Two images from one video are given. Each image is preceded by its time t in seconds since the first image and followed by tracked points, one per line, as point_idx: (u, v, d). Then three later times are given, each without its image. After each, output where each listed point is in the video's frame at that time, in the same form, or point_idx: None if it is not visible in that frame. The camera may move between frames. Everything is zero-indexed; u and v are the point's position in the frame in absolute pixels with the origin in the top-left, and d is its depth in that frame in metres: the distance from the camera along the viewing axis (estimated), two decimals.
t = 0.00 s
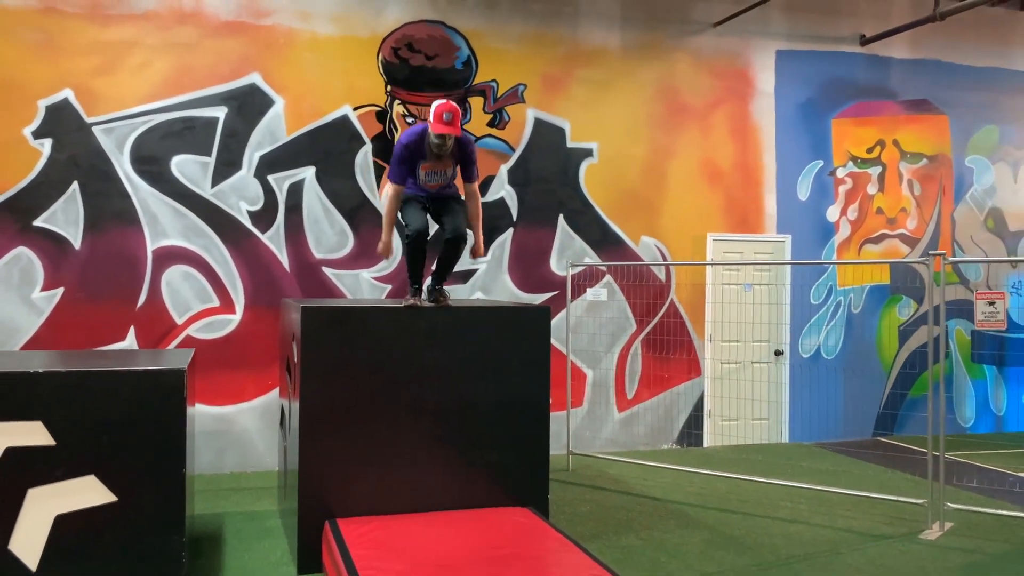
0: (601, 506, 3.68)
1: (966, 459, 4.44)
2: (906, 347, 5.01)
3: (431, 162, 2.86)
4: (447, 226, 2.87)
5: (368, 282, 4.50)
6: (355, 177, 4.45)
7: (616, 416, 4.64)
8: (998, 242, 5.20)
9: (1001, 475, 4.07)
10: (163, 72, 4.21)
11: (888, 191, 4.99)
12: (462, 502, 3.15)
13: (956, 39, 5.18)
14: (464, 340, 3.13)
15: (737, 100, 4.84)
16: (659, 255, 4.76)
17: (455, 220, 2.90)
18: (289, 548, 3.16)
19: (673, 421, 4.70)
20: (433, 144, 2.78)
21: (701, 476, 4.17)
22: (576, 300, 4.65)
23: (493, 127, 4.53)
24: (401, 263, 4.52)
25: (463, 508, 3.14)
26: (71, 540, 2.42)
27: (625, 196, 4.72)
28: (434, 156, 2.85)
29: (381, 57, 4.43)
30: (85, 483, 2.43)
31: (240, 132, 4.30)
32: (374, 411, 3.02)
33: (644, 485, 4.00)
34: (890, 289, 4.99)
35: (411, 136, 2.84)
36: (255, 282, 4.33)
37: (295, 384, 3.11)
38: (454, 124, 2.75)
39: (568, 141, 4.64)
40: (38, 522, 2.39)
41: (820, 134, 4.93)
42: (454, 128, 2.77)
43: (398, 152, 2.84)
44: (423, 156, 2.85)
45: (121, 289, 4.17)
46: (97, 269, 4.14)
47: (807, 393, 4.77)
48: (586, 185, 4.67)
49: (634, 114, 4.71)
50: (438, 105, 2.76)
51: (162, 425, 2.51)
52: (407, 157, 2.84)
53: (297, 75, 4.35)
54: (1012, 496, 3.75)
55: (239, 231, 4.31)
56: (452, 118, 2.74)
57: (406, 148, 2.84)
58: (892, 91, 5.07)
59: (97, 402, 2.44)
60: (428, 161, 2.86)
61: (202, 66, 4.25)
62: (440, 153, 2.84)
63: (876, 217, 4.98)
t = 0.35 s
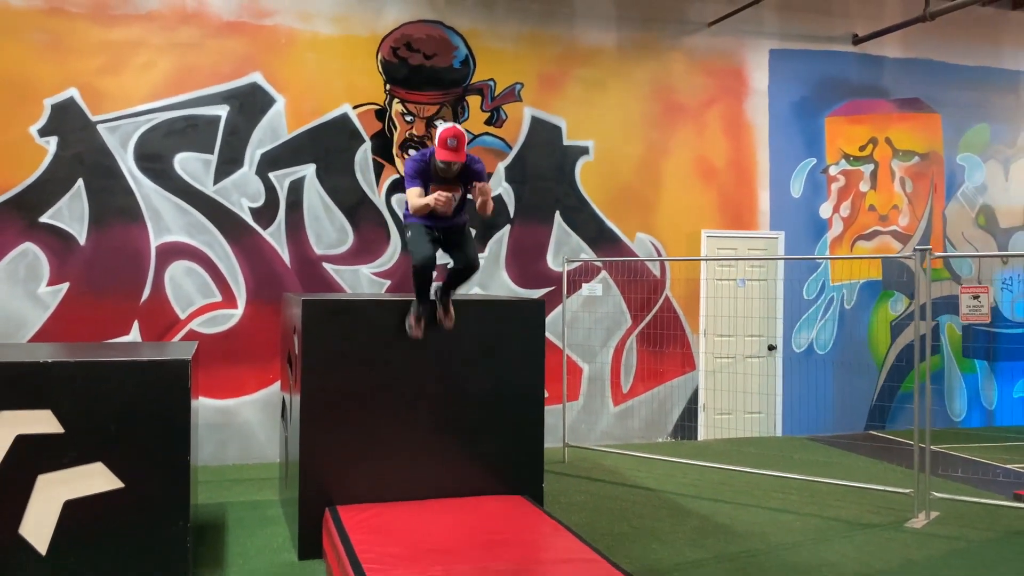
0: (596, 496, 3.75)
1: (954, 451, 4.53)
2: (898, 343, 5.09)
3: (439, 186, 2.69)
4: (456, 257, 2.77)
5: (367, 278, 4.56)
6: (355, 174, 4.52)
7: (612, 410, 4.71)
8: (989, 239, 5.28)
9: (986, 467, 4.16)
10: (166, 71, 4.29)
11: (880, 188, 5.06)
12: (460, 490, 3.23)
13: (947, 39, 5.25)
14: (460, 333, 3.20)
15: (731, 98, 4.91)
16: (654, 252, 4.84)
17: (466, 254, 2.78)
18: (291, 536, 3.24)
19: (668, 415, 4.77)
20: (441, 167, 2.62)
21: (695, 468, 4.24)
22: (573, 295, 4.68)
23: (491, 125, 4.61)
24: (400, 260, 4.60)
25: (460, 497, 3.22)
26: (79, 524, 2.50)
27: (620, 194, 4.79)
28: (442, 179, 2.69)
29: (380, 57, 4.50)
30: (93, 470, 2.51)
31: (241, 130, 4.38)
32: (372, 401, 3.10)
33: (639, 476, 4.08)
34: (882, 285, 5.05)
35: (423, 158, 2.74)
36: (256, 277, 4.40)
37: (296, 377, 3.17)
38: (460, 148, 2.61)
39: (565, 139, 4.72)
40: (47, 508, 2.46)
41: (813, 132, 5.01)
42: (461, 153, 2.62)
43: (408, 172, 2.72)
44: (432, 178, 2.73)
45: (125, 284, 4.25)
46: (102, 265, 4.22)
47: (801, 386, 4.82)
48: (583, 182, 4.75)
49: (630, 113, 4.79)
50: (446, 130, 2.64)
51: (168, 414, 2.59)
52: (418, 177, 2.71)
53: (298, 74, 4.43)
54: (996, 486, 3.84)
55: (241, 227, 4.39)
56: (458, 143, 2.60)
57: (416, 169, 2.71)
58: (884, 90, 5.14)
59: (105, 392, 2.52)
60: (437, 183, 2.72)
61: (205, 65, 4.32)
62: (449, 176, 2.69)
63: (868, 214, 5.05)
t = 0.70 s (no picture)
0: (588, 480, 3.82)
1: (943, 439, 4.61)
2: (888, 332, 5.13)
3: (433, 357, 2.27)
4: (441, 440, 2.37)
5: (364, 268, 4.60)
6: (351, 165, 4.57)
7: (606, 397, 4.79)
8: (979, 229, 5.34)
9: (969, 452, 4.30)
10: (166, 64, 4.36)
11: (872, 179, 5.12)
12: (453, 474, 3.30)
13: (939, 31, 5.30)
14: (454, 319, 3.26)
15: (724, 91, 4.97)
16: (647, 242, 4.91)
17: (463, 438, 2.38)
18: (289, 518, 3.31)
19: (661, 403, 4.85)
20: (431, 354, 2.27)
21: (687, 454, 4.31)
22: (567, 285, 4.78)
23: (486, 117, 4.69)
24: (397, 250, 4.62)
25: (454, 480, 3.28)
26: (81, 504, 2.57)
27: (614, 185, 4.86)
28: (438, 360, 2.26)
29: (376, 50, 4.56)
30: (94, 452, 2.58)
31: (240, 122, 4.45)
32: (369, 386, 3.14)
33: (631, 461, 4.15)
34: (873, 275, 5.11)
35: (430, 323, 2.35)
36: (255, 267, 4.47)
37: (292, 365, 3.21)
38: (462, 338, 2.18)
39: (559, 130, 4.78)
40: (51, 489, 2.54)
41: (805, 124, 5.06)
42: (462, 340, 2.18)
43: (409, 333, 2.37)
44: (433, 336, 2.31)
45: (126, 274, 4.33)
46: (103, 255, 4.29)
47: (791, 375, 4.91)
48: (577, 173, 4.81)
49: (623, 105, 4.85)
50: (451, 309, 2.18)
51: (167, 398, 2.67)
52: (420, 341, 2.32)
53: (295, 67, 4.49)
54: (980, 471, 3.96)
55: (240, 218, 4.46)
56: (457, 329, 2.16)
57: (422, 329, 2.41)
58: (876, 82, 5.19)
59: (106, 376, 2.60)
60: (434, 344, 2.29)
61: (204, 58, 4.39)
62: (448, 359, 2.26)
63: (860, 205, 5.11)
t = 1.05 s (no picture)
0: (580, 454, 3.87)
1: (933, 415, 4.65)
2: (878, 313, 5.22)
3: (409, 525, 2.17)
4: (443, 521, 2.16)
5: (360, 246, 4.65)
6: (347, 143, 4.60)
7: (599, 374, 4.86)
8: (971, 207, 5.40)
9: (954, 427, 4.37)
10: (164, 42, 4.39)
11: (865, 157, 5.15)
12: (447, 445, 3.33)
13: (933, 9, 5.31)
14: (447, 291, 3.28)
15: (718, 69, 4.99)
16: (641, 220, 4.95)
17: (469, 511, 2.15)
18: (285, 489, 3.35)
19: (654, 377, 4.92)
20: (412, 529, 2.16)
21: (679, 429, 4.36)
22: (562, 263, 4.81)
23: (481, 95, 4.72)
24: (393, 228, 4.66)
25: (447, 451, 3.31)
26: (82, 471, 2.63)
27: (608, 163, 4.89)
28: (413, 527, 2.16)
29: (372, 28, 4.59)
30: (94, 421, 2.63)
31: (237, 101, 4.48)
32: (363, 357, 3.17)
33: (623, 436, 4.21)
34: (866, 253, 5.18)
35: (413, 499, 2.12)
36: (252, 243, 4.52)
37: (287, 338, 3.24)
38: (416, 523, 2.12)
39: (553, 109, 4.82)
40: (51, 457, 2.60)
41: (799, 102, 5.09)
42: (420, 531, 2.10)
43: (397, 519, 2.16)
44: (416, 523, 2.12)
45: (125, 251, 4.37)
46: (103, 232, 4.34)
47: (783, 352, 4.99)
48: (571, 151, 4.85)
49: (618, 83, 4.87)
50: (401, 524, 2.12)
51: (164, 369, 2.72)
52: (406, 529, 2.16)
53: (291, 46, 4.52)
54: (966, 444, 4.02)
55: (238, 196, 4.50)
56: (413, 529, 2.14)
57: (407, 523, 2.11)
58: (870, 61, 5.21)
59: (105, 347, 2.65)
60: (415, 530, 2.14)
61: (201, 37, 4.42)
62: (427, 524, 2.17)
63: (853, 183, 5.15)
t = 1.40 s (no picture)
0: (576, 425, 3.90)
1: (930, 387, 4.67)
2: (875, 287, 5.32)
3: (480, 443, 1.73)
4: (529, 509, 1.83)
5: (359, 219, 4.66)
6: (345, 116, 4.60)
7: (597, 346, 4.88)
8: (970, 180, 5.43)
9: (946, 398, 4.40)
10: (161, 14, 4.36)
11: (864, 130, 5.17)
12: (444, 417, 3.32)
13: None
14: (445, 261, 3.26)
15: (717, 41, 4.97)
16: (640, 193, 4.96)
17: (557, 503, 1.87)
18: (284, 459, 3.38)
19: (651, 350, 4.94)
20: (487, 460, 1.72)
21: (675, 401, 4.40)
22: (559, 236, 4.82)
23: (479, 68, 4.71)
24: (391, 201, 4.68)
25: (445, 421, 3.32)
26: (84, 437, 2.67)
27: (606, 136, 4.90)
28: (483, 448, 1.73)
29: None
30: (95, 391, 2.67)
31: (234, 73, 4.48)
32: (361, 327, 3.15)
33: (619, 407, 4.25)
34: (864, 226, 5.23)
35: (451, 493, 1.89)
36: (251, 216, 4.54)
37: (286, 311, 3.20)
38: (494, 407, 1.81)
39: (552, 81, 4.80)
40: (53, 426, 2.64)
41: (798, 75, 5.07)
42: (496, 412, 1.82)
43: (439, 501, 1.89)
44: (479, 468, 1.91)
45: (125, 224, 4.39)
46: (102, 205, 4.36)
47: (780, 324, 5.03)
48: (569, 124, 4.85)
49: (616, 56, 4.86)
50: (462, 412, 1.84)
51: (164, 339, 2.74)
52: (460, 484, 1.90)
53: (289, 18, 4.50)
54: (958, 416, 4.05)
55: (236, 169, 4.51)
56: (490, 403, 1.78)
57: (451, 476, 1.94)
58: (870, 33, 5.18)
59: (105, 315, 2.68)
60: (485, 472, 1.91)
61: (198, 9, 4.40)
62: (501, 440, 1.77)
63: (852, 156, 5.17)
